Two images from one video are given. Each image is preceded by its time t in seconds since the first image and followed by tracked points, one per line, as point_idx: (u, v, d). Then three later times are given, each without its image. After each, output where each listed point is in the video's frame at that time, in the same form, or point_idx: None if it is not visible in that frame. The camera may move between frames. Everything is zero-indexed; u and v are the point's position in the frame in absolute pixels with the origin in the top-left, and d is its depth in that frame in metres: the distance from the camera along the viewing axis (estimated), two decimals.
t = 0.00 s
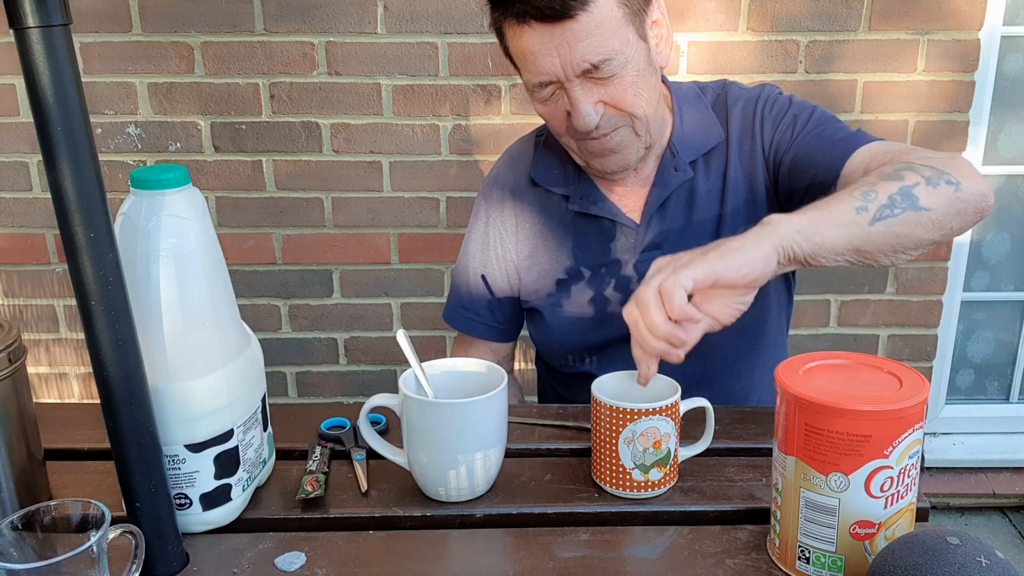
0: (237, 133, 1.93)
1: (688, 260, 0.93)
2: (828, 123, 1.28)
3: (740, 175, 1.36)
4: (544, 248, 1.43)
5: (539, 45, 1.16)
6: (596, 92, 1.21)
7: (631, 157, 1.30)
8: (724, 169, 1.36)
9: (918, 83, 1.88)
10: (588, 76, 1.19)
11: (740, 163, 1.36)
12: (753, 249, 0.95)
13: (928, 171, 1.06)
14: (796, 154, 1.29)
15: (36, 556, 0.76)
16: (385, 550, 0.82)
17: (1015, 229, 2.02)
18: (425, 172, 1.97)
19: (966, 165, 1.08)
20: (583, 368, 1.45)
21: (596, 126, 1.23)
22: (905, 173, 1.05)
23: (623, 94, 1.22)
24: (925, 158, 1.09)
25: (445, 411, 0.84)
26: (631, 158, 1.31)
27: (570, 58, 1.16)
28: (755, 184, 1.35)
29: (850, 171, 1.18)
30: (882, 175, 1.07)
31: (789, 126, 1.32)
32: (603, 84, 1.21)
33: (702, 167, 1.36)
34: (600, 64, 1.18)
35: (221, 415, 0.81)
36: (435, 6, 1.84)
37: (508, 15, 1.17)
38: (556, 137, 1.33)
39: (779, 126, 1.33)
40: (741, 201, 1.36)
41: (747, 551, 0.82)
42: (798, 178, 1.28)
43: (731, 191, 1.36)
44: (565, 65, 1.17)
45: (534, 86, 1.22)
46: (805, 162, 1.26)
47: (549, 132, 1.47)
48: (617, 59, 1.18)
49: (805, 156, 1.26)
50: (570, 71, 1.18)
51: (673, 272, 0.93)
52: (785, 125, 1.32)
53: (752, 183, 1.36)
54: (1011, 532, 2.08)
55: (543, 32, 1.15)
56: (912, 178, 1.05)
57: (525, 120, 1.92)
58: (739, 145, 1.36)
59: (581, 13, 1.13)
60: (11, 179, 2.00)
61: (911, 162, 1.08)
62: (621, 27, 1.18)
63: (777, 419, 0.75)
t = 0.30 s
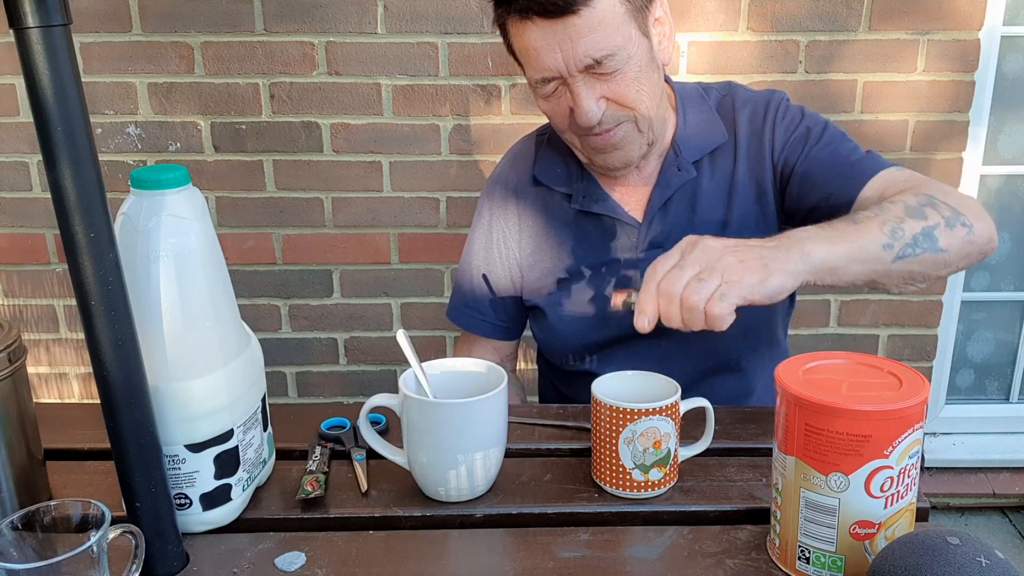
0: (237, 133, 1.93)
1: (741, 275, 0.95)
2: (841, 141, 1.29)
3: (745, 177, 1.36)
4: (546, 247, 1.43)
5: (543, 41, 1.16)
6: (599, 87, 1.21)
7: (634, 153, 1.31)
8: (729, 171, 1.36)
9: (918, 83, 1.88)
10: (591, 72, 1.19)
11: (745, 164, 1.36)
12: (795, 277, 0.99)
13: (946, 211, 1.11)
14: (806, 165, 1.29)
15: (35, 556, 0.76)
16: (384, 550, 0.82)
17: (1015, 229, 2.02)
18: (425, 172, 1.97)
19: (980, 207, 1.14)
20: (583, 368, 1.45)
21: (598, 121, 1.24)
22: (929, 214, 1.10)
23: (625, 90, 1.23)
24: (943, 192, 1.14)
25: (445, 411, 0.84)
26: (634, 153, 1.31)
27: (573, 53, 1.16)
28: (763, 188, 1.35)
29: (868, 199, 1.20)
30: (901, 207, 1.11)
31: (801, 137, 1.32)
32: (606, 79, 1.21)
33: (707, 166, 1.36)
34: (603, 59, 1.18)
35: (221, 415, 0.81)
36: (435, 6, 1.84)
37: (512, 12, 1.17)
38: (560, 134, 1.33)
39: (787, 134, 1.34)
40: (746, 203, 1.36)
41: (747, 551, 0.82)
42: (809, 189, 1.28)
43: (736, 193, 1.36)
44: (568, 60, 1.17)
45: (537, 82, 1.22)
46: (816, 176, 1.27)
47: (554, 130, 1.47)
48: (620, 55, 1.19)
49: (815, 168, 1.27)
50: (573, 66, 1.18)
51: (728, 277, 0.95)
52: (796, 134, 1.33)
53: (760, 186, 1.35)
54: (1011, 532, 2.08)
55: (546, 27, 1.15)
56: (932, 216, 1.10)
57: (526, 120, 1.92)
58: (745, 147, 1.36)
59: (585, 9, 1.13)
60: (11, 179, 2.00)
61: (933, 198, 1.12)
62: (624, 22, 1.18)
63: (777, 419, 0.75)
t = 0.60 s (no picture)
0: (237, 133, 1.93)
1: (750, 333, 1.22)
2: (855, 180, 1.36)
3: (756, 184, 1.36)
4: (552, 244, 1.42)
5: (559, 42, 1.16)
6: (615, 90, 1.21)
7: (648, 155, 1.31)
8: (742, 176, 1.36)
9: (918, 83, 1.88)
10: (607, 74, 1.19)
11: (757, 170, 1.36)
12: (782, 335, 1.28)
13: (924, 298, 1.31)
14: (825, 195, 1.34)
15: (36, 556, 0.76)
16: (384, 550, 0.82)
17: (1015, 229, 2.02)
18: (425, 172, 1.97)
19: (953, 281, 1.34)
20: (583, 367, 1.45)
21: (615, 123, 1.24)
22: (909, 305, 1.31)
23: (643, 93, 1.23)
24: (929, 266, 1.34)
25: (445, 411, 0.84)
26: (647, 156, 1.32)
27: (591, 56, 1.17)
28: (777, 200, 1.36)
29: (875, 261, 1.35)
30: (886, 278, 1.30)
31: (818, 158, 1.35)
32: (624, 82, 1.21)
33: (718, 169, 1.36)
34: (621, 62, 1.18)
35: (221, 415, 0.81)
36: (435, 7, 1.84)
37: (528, 13, 1.16)
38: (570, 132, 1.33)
39: (802, 151, 1.35)
40: (756, 211, 1.37)
41: (747, 551, 0.82)
42: (828, 223, 1.35)
43: (747, 200, 1.36)
44: (586, 62, 1.17)
45: (553, 84, 1.22)
46: (838, 213, 1.34)
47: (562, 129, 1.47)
48: (637, 57, 1.19)
49: (836, 204, 1.34)
50: (590, 68, 1.18)
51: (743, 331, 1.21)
52: (812, 154, 1.36)
53: (774, 198, 1.37)
54: (1011, 532, 2.08)
55: (564, 29, 1.15)
56: (909, 297, 1.31)
57: (526, 120, 1.92)
58: (758, 154, 1.36)
59: (603, 12, 1.14)
60: (11, 179, 2.00)
61: (919, 287, 1.31)
62: (640, 26, 1.18)
63: (777, 419, 0.75)
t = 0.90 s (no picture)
0: (237, 133, 1.93)
1: (756, 388, 1.29)
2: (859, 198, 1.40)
3: (774, 189, 1.37)
4: (564, 236, 1.42)
5: (618, 72, 1.18)
6: (661, 117, 1.23)
7: (674, 169, 1.34)
8: (759, 180, 1.36)
9: (918, 83, 1.88)
10: (657, 104, 1.22)
11: (775, 175, 1.36)
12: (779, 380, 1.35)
13: (898, 336, 1.41)
14: (837, 208, 1.37)
15: (36, 556, 0.76)
16: (385, 550, 0.82)
17: (1015, 229, 2.02)
18: (425, 172, 1.97)
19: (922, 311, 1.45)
20: (584, 366, 1.45)
21: (655, 147, 1.26)
22: (885, 345, 1.40)
23: (683, 119, 1.26)
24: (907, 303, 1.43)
25: (445, 411, 0.84)
26: (674, 170, 1.34)
27: (646, 86, 1.19)
28: (793, 208, 1.37)
29: (861, 295, 1.43)
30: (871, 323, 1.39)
31: (831, 169, 1.38)
32: (670, 110, 1.24)
33: (736, 172, 1.36)
34: (671, 93, 1.21)
35: (220, 415, 0.81)
36: (435, 7, 1.84)
37: (589, 40, 1.18)
38: (598, 137, 1.33)
39: (820, 161, 1.37)
40: (772, 217, 1.37)
41: (747, 551, 0.82)
42: (837, 234, 1.39)
43: (763, 205, 1.37)
44: (639, 91, 1.19)
45: (597, 107, 1.23)
46: (846, 229, 1.38)
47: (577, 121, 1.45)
48: (686, 88, 1.22)
49: (846, 219, 1.38)
50: (642, 97, 1.20)
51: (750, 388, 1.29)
52: (826, 165, 1.38)
53: (790, 205, 1.37)
54: (1011, 532, 2.08)
55: (625, 61, 1.17)
56: (888, 339, 1.40)
57: (526, 120, 1.92)
58: (779, 160, 1.36)
59: (665, 47, 1.17)
60: (11, 179, 2.01)
61: (896, 327, 1.40)
62: (692, 59, 1.21)
63: (777, 419, 0.75)
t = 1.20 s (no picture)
0: (238, 133, 1.94)
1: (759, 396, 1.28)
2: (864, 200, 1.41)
3: (784, 191, 1.37)
4: (571, 230, 1.42)
5: (646, 72, 1.18)
6: (683, 120, 1.24)
7: (687, 170, 1.34)
8: (769, 181, 1.36)
9: (917, 83, 1.88)
10: (680, 105, 1.22)
11: (786, 177, 1.36)
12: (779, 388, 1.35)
13: (897, 344, 1.41)
14: (845, 211, 1.38)
15: (35, 556, 0.76)
16: (385, 550, 0.82)
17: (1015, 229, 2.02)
18: (425, 172, 1.97)
19: (923, 317, 1.45)
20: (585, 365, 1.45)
21: (672, 147, 1.26)
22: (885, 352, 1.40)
23: (703, 120, 1.26)
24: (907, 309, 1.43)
25: (445, 411, 0.84)
26: (686, 171, 1.34)
27: (673, 87, 1.19)
28: (803, 210, 1.37)
29: (861, 304, 1.43)
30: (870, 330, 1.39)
31: (840, 171, 1.38)
32: (691, 110, 1.24)
33: (747, 172, 1.36)
34: (695, 96, 1.21)
35: (220, 415, 0.81)
36: (435, 7, 1.84)
37: (619, 39, 1.17)
38: (613, 133, 1.33)
39: (831, 165, 1.37)
40: (781, 218, 1.37)
41: (747, 551, 0.82)
42: (843, 236, 1.39)
43: (774, 205, 1.37)
44: (665, 92, 1.19)
45: (619, 104, 1.23)
46: (852, 233, 1.39)
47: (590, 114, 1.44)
48: (710, 91, 1.22)
49: (853, 223, 1.38)
50: (666, 98, 1.20)
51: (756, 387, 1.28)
52: (836, 167, 1.38)
53: (800, 207, 1.37)
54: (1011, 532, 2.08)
55: (654, 62, 1.17)
56: (888, 346, 1.40)
57: (526, 120, 1.92)
58: (791, 162, 1.36)
59: (694, 50, 1.17)
60: (11, 179, 2.01)
61: (895, 335, 1.40)
62: (717, 63, 1.22)
63: (777, 419, 0.75)
